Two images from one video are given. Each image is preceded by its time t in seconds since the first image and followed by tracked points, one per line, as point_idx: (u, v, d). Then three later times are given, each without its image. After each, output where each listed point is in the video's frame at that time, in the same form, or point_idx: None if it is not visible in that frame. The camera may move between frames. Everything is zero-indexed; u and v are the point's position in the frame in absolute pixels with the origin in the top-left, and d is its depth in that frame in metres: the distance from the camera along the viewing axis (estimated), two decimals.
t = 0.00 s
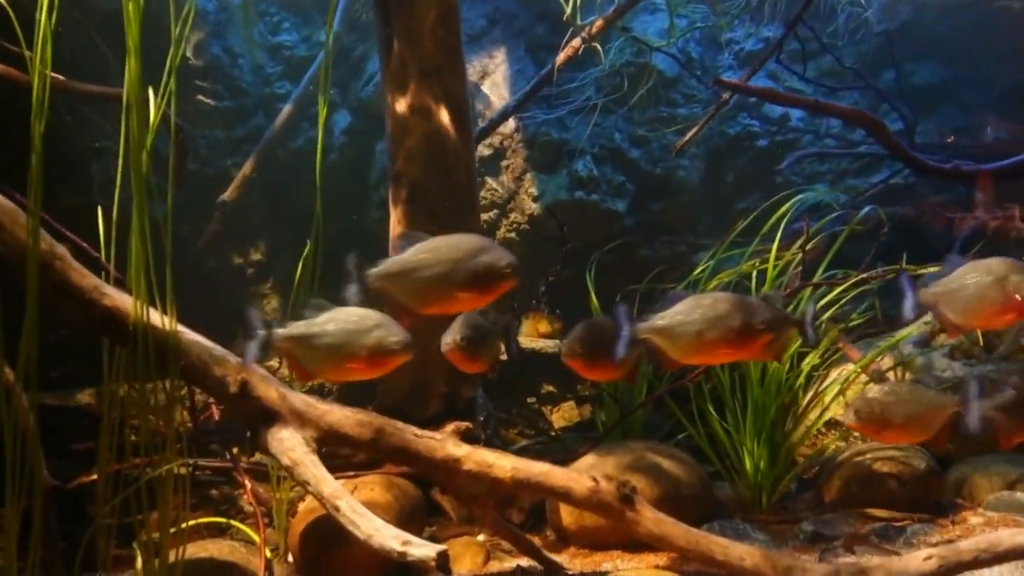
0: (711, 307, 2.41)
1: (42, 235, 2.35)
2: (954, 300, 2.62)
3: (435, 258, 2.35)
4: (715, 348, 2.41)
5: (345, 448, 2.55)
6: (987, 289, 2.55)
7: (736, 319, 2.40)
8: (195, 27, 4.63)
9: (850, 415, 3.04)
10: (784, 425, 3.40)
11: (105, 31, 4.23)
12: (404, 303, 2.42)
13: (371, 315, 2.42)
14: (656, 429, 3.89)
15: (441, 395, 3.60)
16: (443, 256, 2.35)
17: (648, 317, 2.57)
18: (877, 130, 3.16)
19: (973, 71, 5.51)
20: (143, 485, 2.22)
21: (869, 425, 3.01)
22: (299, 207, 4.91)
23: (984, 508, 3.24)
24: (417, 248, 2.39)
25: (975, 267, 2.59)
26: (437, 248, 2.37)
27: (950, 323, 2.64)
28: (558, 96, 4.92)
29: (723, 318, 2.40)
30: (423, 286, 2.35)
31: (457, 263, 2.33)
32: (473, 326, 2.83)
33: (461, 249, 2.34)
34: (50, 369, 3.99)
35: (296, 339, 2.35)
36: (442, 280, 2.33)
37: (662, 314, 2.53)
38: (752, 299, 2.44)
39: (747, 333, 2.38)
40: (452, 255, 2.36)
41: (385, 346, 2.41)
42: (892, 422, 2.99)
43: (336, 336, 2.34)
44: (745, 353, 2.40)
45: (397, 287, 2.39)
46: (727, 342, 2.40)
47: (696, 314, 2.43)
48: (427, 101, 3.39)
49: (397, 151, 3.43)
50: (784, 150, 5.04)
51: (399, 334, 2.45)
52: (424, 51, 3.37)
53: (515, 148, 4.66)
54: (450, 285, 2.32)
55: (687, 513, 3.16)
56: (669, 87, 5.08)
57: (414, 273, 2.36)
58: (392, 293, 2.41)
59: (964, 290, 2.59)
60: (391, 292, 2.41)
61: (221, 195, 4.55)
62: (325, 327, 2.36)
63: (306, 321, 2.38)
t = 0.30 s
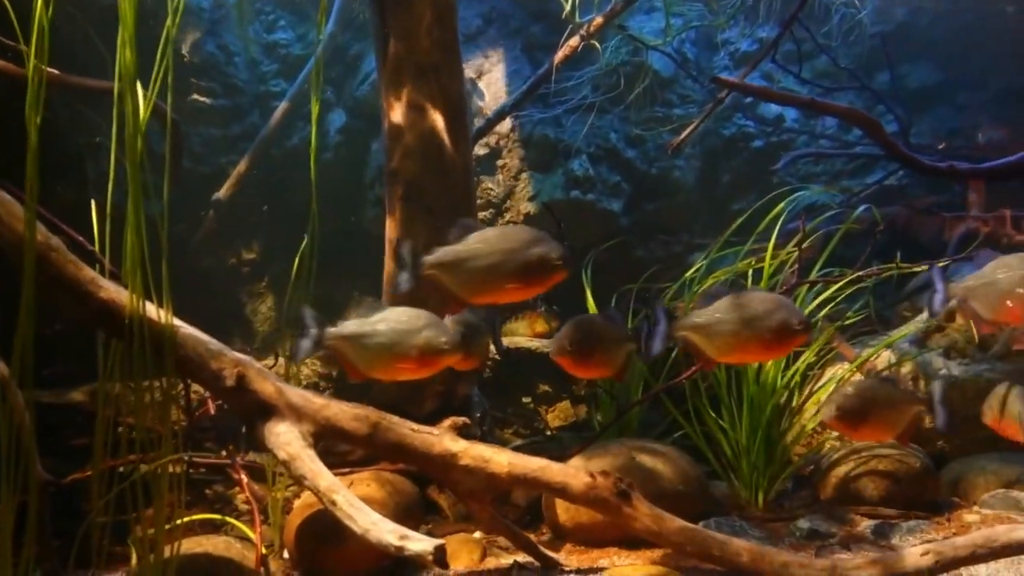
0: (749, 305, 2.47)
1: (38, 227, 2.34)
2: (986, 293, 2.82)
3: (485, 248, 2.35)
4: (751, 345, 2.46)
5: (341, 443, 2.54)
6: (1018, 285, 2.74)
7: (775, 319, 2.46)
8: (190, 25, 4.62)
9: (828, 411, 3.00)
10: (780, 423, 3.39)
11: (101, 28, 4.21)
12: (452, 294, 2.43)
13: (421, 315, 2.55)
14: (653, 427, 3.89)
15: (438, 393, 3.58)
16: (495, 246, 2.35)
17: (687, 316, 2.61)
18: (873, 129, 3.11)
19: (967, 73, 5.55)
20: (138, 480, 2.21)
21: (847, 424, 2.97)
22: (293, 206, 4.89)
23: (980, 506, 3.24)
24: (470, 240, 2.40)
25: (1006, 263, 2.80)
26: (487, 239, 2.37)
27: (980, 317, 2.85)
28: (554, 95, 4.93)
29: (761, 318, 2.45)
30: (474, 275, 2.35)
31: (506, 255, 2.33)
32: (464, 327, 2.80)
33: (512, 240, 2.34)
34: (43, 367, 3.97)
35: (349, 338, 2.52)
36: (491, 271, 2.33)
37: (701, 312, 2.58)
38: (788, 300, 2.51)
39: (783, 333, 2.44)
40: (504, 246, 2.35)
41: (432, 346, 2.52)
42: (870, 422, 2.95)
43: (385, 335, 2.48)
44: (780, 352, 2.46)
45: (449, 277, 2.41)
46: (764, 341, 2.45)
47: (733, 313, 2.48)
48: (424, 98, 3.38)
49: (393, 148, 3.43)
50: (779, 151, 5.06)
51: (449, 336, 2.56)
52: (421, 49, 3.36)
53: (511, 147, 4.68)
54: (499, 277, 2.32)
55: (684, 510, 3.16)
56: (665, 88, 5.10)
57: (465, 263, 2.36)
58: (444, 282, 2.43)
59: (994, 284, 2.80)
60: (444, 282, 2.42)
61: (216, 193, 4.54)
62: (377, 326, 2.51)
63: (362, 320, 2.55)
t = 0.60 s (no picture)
0: (788, 313, 2.45)
1: (36, 223, 2.32)
2: None
3: (534, 248, 2.35)
4: (787, 354, 2.45)
5: (338, 442, 2.52)
6: None
7: (815, 326, 2.46)
8: (188, 25, 4.61)
9: (812, 415, 3.13)
10: (778, 426, 3.39)
11: (99, 28, 4.19)
12: (501, 292, 2.42)
13: (471, 321, 2.56)
14: (650, 430, 3.88)
15: (435, 395, 3.56)
16: (546, 246, 2.35)
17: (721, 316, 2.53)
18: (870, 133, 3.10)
19: (962, 79, 5.58)
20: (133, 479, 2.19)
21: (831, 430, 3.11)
22: (290, 208, 4.88)
23: (977, 510, 3.24)
24: (520, 237, 2.39)
25: None
26: (536, 238, 2.37)
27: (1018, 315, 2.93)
28: (552, 98, 4.93)
29: (801, 326, 2.44)
30: (524, 274, 2.36)
31: (555, 256, 2.34)
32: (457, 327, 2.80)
33: (561, 241, 2.35)
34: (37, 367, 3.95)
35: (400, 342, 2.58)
36: (541, 270, 2.34)
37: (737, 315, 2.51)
38: (828, 308, 2.50)
39: (822, 342, 2.44)
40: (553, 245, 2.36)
41: (479, 353, 2.54)
42: (852, 429, 3.10)
43: (433, 342, 2.52)
44: (819, 361, 2.47)
45: (497, 274, 2.40)
46: (802, 349, 2.44)
47: (771, 322, 2.44)
48: (423, 99, 3.38)
49: (392, 149, 3.42)
50: (777, 156, 5.07)
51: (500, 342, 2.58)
52: (420, 50, 3.35)
53: (508, 150, 4.67)
54: (548, 276, 2.34)
55: (682, 512, 3.15)
56: (662, 92, 5.11)
57: (515, 262, 2.36)
58: (491, 279, 2.43)
59: None
60: (491, 279, 2.42)
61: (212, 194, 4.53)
62: (426, 332, 2.54)
63: (414, 324, 2.59)
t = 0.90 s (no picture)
0: (831, 316, 2.48)
1: (40, 216, 2.32)
2: None
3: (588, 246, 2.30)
4: (831, 355, 2.47)
5: (342, 438, 2.51)
6: None
7: (856, 332, 2.48)
8: (191, 24, 4.61)
9: (796, 411, 3.00)
10: (780, 426, 3.38)
11: (100, 26, 4.19)
12: (555, 290, 2.37)
13: (522, 326, 2.47)
14: (653, 430, 3.87)
15: (436, 392, 3.50)
16: (601, 242, 2.30)
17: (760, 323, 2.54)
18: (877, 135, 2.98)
19: (962, 82, 5.61)
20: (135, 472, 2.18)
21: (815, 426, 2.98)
22: (291, 207, 4.88)
23: (980, 510, 3.23)
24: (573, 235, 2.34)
25: None
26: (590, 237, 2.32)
27: None
28: (554, 98, 4.93)
29: (844, 329, 2.47)
30: (577, 273, 2.32)
31: (610, 256, 2.29)
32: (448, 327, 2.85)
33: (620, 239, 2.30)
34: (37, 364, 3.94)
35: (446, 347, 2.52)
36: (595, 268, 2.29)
37: (778, 319, 2.53)
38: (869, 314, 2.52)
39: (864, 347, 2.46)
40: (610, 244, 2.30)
41: (530, 358, 2.44)
42: (836, 425, 2.97)
43: (484, 345, 2.43)
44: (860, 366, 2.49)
45: (551, 271, 2.38)
46: (846, 351, 2.48)
47: (816, 322, 2.47)
48: (426, 96, 3.36)
49: (395, 147, 3.41)
50: (778, 157, 5.08)
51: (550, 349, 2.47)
52: (423, 48, 3.34)
53: (510, 150, 4.67)
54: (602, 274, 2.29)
55: (684, 511, 3.14)
56: (665, 93, 5.11)
57: (568, 259, 2.33)
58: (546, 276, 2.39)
59: None
60: (545, 278, 2.39)
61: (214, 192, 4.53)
62: (476, 335, 2.47)
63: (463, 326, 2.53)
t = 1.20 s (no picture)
0: (879, 317, 2.53)
1: (50, 208, 2.31)
2: None
3: (650, 248, 2.35)
4: (878, 356, 2.53)
5: (352, 431, 2.50)
6: None
7: (902, 334, 2.53)
8: (198, 20, 4.61)
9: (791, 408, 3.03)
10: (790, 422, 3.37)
11: (106, 21, 4.19)
12: (613, 287, 2.43)
13: (575, 328, 2.52)
14: (661, 427, 3.85)
15: (445, 387, 3.49)
16: (660, 243, 2.34)
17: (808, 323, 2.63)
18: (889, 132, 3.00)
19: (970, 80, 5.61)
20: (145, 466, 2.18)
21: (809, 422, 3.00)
22: (297, 204, 4.88)
23: (991, 506, 3.20)
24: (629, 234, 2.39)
25: None
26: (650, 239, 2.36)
27: None
28: (561, 94, 4.92)
29: (891, 330, 2.52)
30: (637, 274, 2.37)
31: (670, 259, 2.33)
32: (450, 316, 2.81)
33: (682, 243, 2.34)
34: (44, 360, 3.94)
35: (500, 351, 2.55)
36: (656, 270, 2.34)
37: (825, 318, 2.61)
38: (918, 317, 2.56)
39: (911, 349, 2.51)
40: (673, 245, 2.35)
41: (585, 358, 2.50)
42: (832, 420, 2.97)
43: (540, 349, 2.48)
44: (905, 368, 2.54)
45: (613, 272, 2.42)
46: (892, 352, 2.53)
47: (865, 323, 2.53)
48: (433, 91, 3.33)
49: (403, 142, 3.39)
50: (786, 154, 5.07)
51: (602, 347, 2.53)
52: (431, 43, 3.30)
53: (516, 147, 4.66)
54: (661, 276, 2.34)
55: (694, 507, 3.13)
56: (672, 89, 5.09)
57: (629, 261, 2.37)
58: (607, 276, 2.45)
59: None
60: (607, 279, 2.44)
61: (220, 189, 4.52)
62: (531, 339, 2.50)
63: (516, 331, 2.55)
